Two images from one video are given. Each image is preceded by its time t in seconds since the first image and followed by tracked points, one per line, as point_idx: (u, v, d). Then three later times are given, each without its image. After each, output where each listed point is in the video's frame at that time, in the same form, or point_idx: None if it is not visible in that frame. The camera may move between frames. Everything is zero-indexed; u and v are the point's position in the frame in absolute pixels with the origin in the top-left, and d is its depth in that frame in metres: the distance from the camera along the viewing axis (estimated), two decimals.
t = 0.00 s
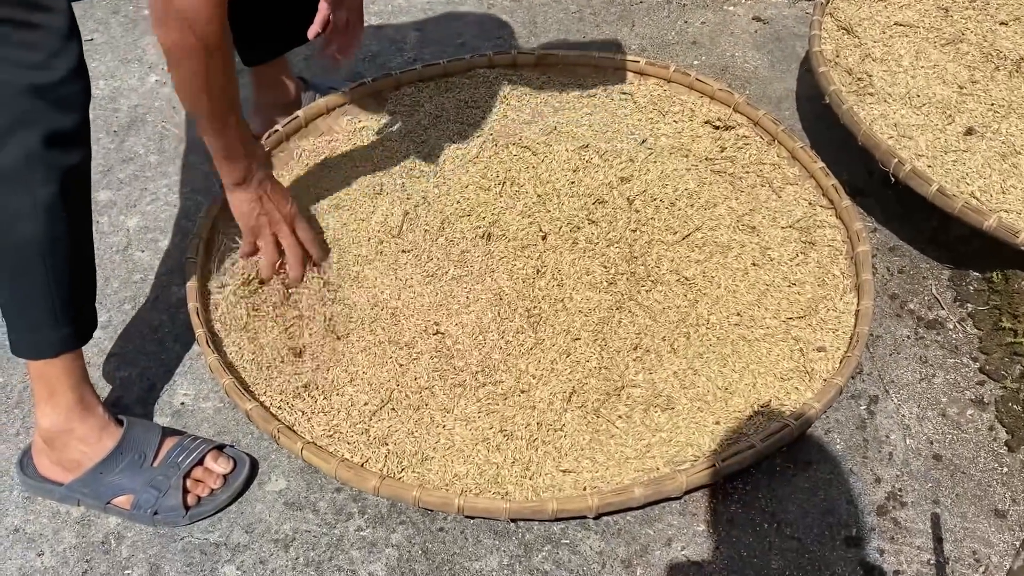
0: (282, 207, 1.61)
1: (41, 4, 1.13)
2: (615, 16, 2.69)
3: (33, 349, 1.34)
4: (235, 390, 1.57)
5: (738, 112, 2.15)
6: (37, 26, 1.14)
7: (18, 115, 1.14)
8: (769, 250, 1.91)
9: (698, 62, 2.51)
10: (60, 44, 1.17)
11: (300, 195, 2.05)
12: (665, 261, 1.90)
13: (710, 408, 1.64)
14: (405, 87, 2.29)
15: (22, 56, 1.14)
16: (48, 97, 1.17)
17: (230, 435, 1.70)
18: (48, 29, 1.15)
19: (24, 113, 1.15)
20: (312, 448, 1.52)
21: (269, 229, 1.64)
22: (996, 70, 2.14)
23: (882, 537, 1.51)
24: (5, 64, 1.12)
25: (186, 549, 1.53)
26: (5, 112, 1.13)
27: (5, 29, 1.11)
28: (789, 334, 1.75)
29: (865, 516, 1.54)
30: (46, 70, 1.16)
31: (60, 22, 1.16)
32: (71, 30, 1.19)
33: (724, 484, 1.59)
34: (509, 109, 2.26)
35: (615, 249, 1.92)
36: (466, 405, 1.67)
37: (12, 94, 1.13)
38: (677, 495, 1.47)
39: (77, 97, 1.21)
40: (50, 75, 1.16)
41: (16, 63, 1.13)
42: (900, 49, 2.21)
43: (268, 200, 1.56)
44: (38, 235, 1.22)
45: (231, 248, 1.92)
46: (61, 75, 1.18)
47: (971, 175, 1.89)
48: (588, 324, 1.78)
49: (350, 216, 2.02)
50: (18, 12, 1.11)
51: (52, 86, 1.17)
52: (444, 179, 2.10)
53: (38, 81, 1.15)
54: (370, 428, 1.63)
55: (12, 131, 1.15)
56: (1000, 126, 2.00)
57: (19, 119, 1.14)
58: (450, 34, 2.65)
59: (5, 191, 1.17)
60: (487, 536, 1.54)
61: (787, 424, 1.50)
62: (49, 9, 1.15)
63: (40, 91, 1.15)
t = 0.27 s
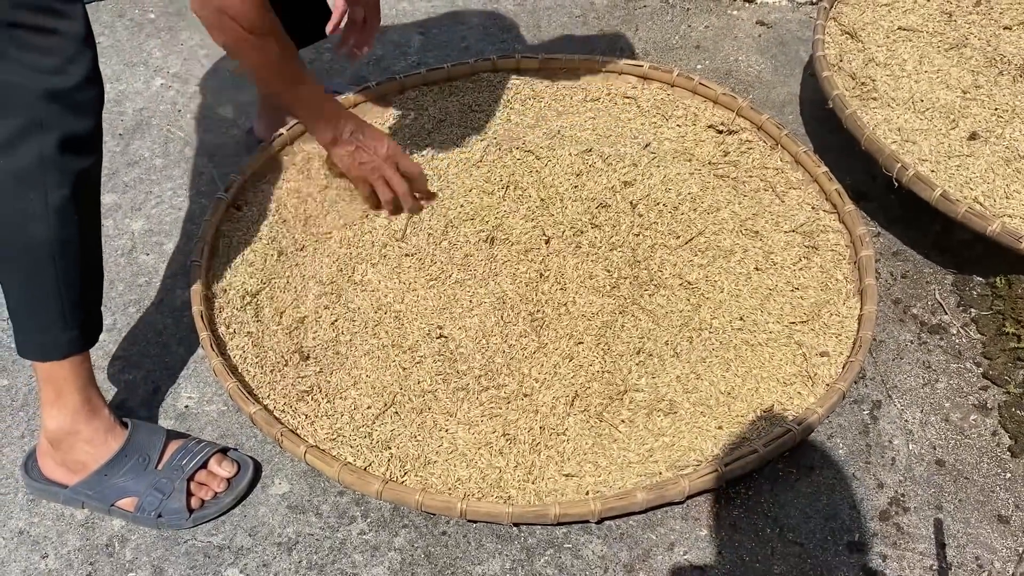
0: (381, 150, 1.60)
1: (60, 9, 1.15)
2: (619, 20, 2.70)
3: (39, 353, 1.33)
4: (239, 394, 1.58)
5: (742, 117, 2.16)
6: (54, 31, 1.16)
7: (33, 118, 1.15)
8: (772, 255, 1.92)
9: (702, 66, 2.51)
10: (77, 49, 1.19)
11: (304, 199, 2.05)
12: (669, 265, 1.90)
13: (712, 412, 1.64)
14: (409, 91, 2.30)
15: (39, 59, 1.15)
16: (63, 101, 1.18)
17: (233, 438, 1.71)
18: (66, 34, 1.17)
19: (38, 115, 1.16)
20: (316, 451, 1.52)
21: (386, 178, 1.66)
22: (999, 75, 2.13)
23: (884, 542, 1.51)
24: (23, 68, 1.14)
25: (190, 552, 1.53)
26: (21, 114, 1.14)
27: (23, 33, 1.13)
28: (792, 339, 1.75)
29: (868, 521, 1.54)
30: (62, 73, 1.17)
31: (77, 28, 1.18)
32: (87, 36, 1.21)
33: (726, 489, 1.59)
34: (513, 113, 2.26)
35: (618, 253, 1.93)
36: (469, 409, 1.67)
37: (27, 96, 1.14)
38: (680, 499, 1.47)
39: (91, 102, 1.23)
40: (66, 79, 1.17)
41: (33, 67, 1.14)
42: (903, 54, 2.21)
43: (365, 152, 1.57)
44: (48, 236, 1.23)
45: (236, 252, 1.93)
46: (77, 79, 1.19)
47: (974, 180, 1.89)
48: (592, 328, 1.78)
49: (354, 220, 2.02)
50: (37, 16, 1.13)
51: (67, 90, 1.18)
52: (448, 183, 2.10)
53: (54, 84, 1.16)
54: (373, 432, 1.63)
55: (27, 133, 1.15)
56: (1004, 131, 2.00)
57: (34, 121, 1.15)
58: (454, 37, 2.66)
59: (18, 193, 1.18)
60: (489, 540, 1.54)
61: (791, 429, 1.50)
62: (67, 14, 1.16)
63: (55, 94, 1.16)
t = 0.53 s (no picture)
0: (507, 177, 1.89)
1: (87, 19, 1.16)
2: (621, 26, 2.71)
3: (53, 355, 1.36)
4: (242, 400, 1.58)
5: (743, 122, 2.15)
6: (81, 39, 1.16)
7: (59, 126, 1.17)
8: (773, 261, 1.92)
9: (703, 72, 2.52)
10: (101, 57, 1.19)
11: (307, 205, 2.06)
12: (671, 271, 1.90)
13: (714, 418, 1.64)
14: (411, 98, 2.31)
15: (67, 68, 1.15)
16: (87, 108, 1.19)
17: (236, 443, 1.71)
18: (93, 43, 1.18)
19: (63, 123, 1.17)
20: (318, 456, 1.53)
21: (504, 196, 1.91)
22: (1000, 81, 2.14)
23: (885, 548, 1.51)
24: (51, 76, 1.14)
25: (193, 557, 1.54)
26: (47, 122, 1.15)
27: (52, 41, 1.13)
28: (794, 345, 1.76)
29: (869, 527, 1.54)
30: (89, 82, 1.18)
31: (101, 36, 1.19)
32: (110, 44, 1.21)
33: (727, 495, 1.59)
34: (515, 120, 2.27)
35: (620, 259, 1.93)
36: (471, 414, 1.67)
37: (53, 104, 1.15)
38: (682, 505, 1.48)
39: (112, 110, 1.23)
40: (93, 87, 1.18)
41: (60, 75, 1.15)
42: (904, 60, 2.21)
43: (494, 168, 1.84)
44: (66, 242, 1.25)
45: (239, 257, 1.94)
46: (102, 87, 1.20)
47: (975, 186, 1.89)
48: (593, 333, 1.79)
49: (356, 226, 2.03)
50: (65, 25, 1.13)
51: (90, 98, 1.19)
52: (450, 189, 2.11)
53: (79, 92, 1.17)
54: (375, 437, 1.64)
55: (52, 140, 1.17)
56: (1005, 137, 2.00)
57: (60, 129, 1.17)
58: (456, 43, 2.67)
59: (38, 198, 1.20)
60: (491, 546, 1.55)
61: (793, 435, 1.50)
62: (92, 22, 1.17)
63: (81, 102, 1.17)
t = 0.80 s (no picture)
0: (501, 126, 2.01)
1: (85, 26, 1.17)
2: (621, 33, 2.72)
3: (54, 364, 1.36)
4: (243, 406, 1.59)
5: (743, 129, 2.17)
6: (81, 47, 1.17)
7: (59, 133, 1.17)
8: (773, 267, 1.93)
9: (703, 79, 2.53)
10: (101, 64, 1.21)
11: (309, 212, 2.07)
12: (671, 277, 1.91)
13: (714, 424, 1.65)
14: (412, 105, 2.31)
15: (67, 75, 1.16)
16: (87, 115, 1.20)
17: (238, 449, 1.72)
18: (92, 50, 1.19)
19: (64, 131, 1.18)
20: (319, 462, 1.53)
21: (501, 146, 2.01)
22: (999, 88, 2.15)
23: (885, 554, 1.51)
24: (51, 83, 1.15)
25: (194, 563, 1.54)
26: (48, 131, 1.16)
27: (51, 49, 1.14)
28: (793, 350, 1.76)
29: (869, 533, 1.54)
30: (88, 89, 1.19)
31: (100, 44, 1.20)
32: (109, 51, 1.23)
33: (727, 501, 1.60)
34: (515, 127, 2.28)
35: (620, 265, 1.94)
36: (472, 420, 1.68)
37: (54, 112, 1.16)
38: (682, 510, 1.48)
39: (112, 117, 1.24)
40: (92, 94, 1.19)
41: (61, 82, 1.16)
42: (903, 67, 2.22)
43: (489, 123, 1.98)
44: (70, 251, 1.26)
45: (241, 264, 1.95)
46: (102, 94, 1.21)
47: (974, 193, 1.90)
48: (593, 339, 1.80)
49: (357, 232, 2.03)
50: (64, 33, 1.14)
51: (90, 105, 1.20)
52: (450, 196, 2.12)
53: (80, 100, 1.18)
54: (376, 443, 1.64)
55: (53, 149, 1.18)
56: (1003, 143, 2.01)
57: (60, 137, 1.18)
58: (457, 51, 2.68)
59: (40, 207, 1.20)
60: (492, 552, 1.55)
61: (792, 440, 1.51)
62: (90, 30, 1.18)
63: (81, 109, 1.18)
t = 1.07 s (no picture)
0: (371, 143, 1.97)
1: (81, 36, 1.17)
2: (622, 40, 2.73)
3: (54, 372, 1.37)
4: (245, 413, 1.59)
5: (744, 135, 2.17)
6: (77, 56, 1.18)
7: (54, 144, 1.18)
8: (775, 273, 1.93)
9: (704, 86, 2.54)
10: (97, 74, 1.21)
11: (310, 219, 2.08)
12: (672, 283, 1.91)
13: (716, 431, 1.64)
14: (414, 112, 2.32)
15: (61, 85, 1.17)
16: (83, 125, 1.20)
17: (240, 457, 1.72)
18: (88, 61, 1.19)
19: (59, 140, 1.19)
20: (321, 470, 1.53)
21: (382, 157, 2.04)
22: (1000, 94, 2.15)
23: (888, 561, 1.51)
24: (47, 93, 1.16)
25: (196, 570, 1.54)
26: (41, 141, 1.17)
27: (47, 58, 1.15)
28: (795, 357, 1.76)
29: (872, 540, 1.54)
30: (83, 99, 1.20)
31: (97, 53, 1.20)
32: (107, 61, 1.23)
33: (729, 508, 1.60)
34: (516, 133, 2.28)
35: (622, 272, 1.94)
36: (474, 427, 1.68)
37: (50, 122, 1.17)
38: (684, 517, 1.48)
39: (109, 126, 1.25)
40: (87, 104, 1.20)
41: (56, 92, 1.17)
42: (904, 73, 2.23)
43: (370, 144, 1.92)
44: (67, 260, 1.27)
45: (243, 271, 1.95)
46: (97, 105, 1.21)
47: (975, 199, 1.90)
48: (595, 346, 1.79)
49: (359, 240, 2.04)
50: (60, 42, 1.15)
51: (86, 114, 1.20)
52: (452, 203, 2.12)
53: (75, 109, 1.19)
54: (378, 451, 1.64)
55: (48, 159, 1.19)
56: (1004, 149, 2.01)
57: (55, 148, 1.18)
58: (458, 58, 2.68)
59: (36, 217, 1.21)
60: (494, 559, 1.55)
61: (794, 446, 1.51)
62: (87, 39, 1.19)
63: (75, 119, 1.19)
